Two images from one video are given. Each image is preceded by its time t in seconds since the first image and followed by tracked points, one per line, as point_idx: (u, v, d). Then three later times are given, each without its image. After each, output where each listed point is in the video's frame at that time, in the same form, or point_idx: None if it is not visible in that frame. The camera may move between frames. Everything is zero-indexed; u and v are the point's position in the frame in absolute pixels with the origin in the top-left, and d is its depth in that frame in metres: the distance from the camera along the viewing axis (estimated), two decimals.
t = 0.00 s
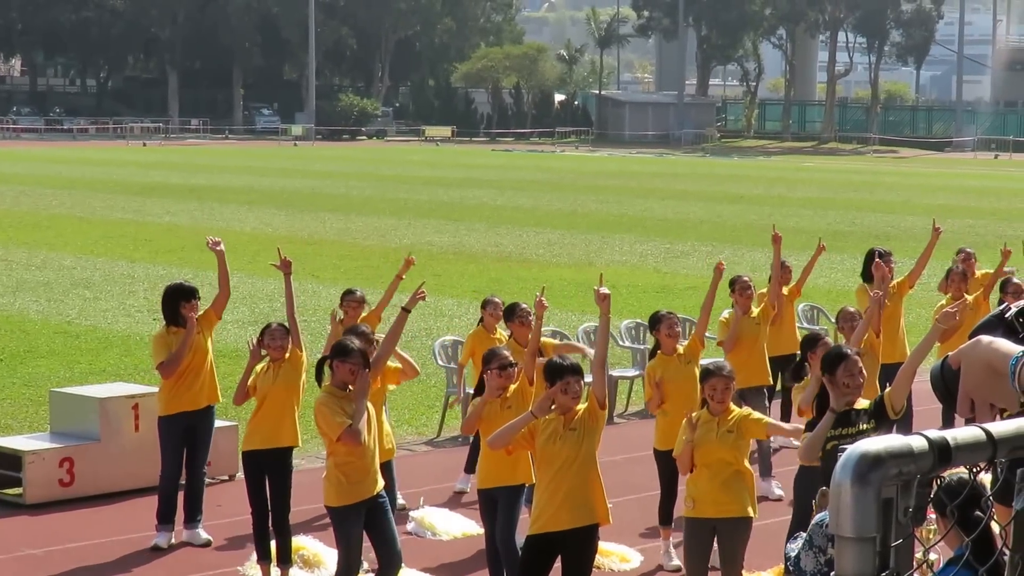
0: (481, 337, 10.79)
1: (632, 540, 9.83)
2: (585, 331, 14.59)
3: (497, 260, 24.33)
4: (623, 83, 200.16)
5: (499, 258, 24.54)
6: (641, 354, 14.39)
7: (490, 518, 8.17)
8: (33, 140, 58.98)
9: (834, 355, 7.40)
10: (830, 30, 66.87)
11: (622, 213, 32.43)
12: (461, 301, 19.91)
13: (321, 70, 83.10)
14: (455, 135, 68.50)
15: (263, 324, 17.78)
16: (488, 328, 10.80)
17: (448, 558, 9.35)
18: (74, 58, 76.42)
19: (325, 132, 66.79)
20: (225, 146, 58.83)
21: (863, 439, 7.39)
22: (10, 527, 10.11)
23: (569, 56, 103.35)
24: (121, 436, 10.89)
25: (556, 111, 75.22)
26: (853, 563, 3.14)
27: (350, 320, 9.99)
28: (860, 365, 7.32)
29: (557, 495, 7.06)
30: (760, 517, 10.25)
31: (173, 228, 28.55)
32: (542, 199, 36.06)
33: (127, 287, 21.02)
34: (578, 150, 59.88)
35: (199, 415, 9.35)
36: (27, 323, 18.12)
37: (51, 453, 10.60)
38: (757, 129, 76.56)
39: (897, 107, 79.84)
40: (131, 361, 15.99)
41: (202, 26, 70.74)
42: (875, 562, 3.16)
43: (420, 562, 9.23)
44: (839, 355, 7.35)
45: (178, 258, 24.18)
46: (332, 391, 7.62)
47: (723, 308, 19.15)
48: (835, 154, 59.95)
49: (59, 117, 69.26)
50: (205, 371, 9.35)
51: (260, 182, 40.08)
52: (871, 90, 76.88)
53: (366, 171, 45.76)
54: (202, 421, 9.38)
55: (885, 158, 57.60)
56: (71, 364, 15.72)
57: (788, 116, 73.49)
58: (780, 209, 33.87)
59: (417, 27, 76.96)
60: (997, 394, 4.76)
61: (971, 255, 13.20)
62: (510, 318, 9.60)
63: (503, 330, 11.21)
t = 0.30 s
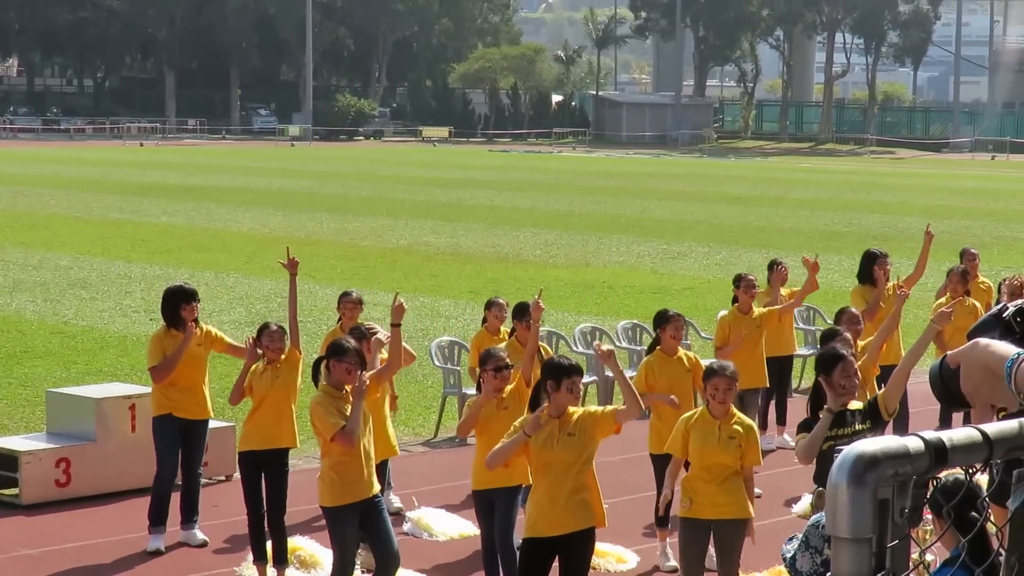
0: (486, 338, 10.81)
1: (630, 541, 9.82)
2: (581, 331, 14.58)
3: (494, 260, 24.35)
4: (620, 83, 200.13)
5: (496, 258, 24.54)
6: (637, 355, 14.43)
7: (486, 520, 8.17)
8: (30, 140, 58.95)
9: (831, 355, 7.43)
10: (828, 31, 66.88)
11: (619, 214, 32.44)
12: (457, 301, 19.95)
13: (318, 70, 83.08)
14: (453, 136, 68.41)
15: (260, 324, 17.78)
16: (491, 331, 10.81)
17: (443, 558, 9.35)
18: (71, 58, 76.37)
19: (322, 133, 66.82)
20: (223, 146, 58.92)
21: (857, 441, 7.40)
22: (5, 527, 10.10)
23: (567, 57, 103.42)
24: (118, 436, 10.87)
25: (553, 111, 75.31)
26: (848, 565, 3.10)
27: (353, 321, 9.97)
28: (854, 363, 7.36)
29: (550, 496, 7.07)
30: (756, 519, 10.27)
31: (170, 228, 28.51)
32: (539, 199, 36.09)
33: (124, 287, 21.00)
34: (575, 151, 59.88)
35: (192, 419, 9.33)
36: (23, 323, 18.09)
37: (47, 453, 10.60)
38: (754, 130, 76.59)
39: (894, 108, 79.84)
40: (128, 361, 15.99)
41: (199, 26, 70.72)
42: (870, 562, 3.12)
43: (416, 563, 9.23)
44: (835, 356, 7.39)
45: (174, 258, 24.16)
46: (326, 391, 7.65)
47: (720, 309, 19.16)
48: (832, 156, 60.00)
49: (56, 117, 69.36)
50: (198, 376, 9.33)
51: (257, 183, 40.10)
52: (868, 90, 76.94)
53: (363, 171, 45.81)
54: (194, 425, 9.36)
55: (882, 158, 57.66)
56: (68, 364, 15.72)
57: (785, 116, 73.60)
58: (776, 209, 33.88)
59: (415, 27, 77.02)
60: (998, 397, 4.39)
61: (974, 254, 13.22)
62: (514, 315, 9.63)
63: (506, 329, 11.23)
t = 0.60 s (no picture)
0: (481, 335, 10.85)
1: (627, 542, 9.83)
2: (579, 332, 14.57)
3: (492, 261, 24.35)
4: (618, 84, 200.14)
5: (493, 259, 24.55)
6: (636, 356, 14.45)
7: (483, 521, 8.17)
8: (27, 140, 58.87)
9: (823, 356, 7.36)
10: (825, 32, 66.85)
11: (616, 214, 32.44)
12: (455, 301, 19.96)
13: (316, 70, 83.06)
14: (450, 136, 68.35)
15: (257, 324, 17.80)
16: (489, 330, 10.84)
17: (439, 559, 9.36)
18: (68, 58, 76.30)
19: (319, 133, 66.81)
20: (220, 146, 58.89)
21: (851, 440, 7.46)
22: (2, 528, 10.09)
23: (564, 57, 103.40)
24: (115, 437, 10.87)
25: (550, 112, 75.40)
26: (844, 564, 3.04)
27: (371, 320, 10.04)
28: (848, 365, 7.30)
29: (546, 498, 7.08)
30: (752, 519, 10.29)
31: (167, 228, 28.50)
32: (536, 200, 36.11)
33: (121, 288, 20.99)
34: (572, 151, 59.88)
35: (176, 425, 9.31)
36: (20, 323, 18.08)
37: (44, 453, 10.59)
38: (751, 130, 76.57)
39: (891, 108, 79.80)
40: (124, 361, 15.99)
41: (197, 26, 70.66)
42: (866, 563, 3.07)
43: (412, 564, 9.22)
44: (828, 356, 7.32)
45: (171, 259, 24.15)
46: (322, 392, 7.67)
47: (717, 309, 19.17)
48: (829, 156, 60.00)
49: (53, 117, 69.39)
50: (186, 378, 9.32)
51: (254, 183, 40.10)
52: (865, 91, 77.01)
53: (361, 172, 45.83)
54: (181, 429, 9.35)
55: (879, 159, 57.65)
56: (64, 364, 15.72)
57: (782, 117, 73.69)
58: (773, 210, 33.90)
59: (412, 28, 76.96)
60: (998, 400, 4.21)
61: (979, 256, 13.33)
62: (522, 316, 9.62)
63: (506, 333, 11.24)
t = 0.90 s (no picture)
0: (479, 337, 10.85)
1: (624, 542, 9.83)
2: (576, 333, 14.56)
3: (489, 261, 24.35)
4: (615, 84, 200.07)
5: (491, 259, 24.56)
6: (632, 356, 14.41)
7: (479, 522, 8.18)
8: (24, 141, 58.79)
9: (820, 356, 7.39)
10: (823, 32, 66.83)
11: (613, 215, 32.44)
12: (452, 301, 19.96)
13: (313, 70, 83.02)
14: (448, 136, 68.26)
15: (255, 325, 17.81)
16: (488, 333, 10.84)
17: (436, 559, 9.36)
18: (65, 57, 76.22)
19: (316, 133, 66.74)
20: (217, 147, 58.82)
21: (848, 441, 7.45)
22: None
23: (561, 57, 103.41)
24: (112, 436, 10.86)
25: (547, 112, 75.38)
26: (839, 566, 3.04)
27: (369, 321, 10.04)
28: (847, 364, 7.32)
29: (545, 497, 7.09)
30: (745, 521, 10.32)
31: (164, 229, 28.48)
32: (533, 200, 36.14)
33: (118, 288, 20.99)
34: (570, 152, 59.88)
35: (173, 425, 9.29)
36: (17, 324, 18.06)
37: (41, 453, 10.58)
38: (749, 131, 76.57)
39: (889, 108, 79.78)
40: (121, 362, 15.99)
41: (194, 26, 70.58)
42: (862, 564, 3.07)
43: (408, 564, 9.22)
44: (827, 357, 7.34)
45: (168, 259, 24.14)
46: (320, 393, 7.66)
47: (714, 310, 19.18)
48: (827, 157, 60.04)
49: (50, 117, 69.37)
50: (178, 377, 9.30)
51: (251, 183, 40.09)
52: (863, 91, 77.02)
53: (358, 172, 45.83)
54: (180, 428, 9.34)
55: (876, 160, 57.66)
56: (61, 364, 15.71)
57: (779, 117, 73.72)
58: (770, 211, 33.93)
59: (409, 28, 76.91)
60: (993, 400, 4.16)
61: (979, 256, 13.40)
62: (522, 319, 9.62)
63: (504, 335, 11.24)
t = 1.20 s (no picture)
0: (480, 337, 10.86)
1: (620, 542, 9.84)
2: (572, 332, 14.58)
3: (486, 261, 24.37)
4: (614, 86, 200.10)
5: (487, 260, 24.59)
6: (630, 356, 14.39)
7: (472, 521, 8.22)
8: (21, 140, 58.80)
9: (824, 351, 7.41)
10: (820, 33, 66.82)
11: (610, 215, 32.45)
12: (449, 301, 19.97)
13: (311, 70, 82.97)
14: (445, 137, 68.19)
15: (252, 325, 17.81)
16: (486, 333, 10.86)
17: (432, 559, 9.36)
18: (63, 57, 76.17)
19: (314, 133, 66.67)
20: (215, 147, 58.74)
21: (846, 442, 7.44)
22: None
23: (559, 58, 103.37)
24: (109, 436, 10.86)
25: (545, 112, 75.25)
26: (837, 563, 3.01)
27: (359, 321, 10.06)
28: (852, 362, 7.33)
29: (542, 497, 7.09)
30: (741, 521, 10.33)
31: (161, 229, 28.47)
32: (530, 200, 36.15)
33: (115, 287, 20.99)
34: (567, 152, 59.86)
35: (173, 424, 9.28)
36: (14, 323, 18.07)
37: (39, 453, 10.57)
38: (746, 132, 76.52)
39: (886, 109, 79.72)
40: (119, 361, 15.99)
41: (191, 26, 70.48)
42: (858, 562, 3.04)
43: (405, 564, 9.23)
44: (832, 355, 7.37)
45: (165, 259, 24.16)
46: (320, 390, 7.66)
47: (711, 310, 19.20)
48: (825, 157, 60.05)
49: (47, 117, 69.24)
50: (175, 377, 9.28)
51: (248, 183, 40.08)
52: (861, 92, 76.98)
53: (356, 172, 45.80)
54: (179, 428, 9.34)
55: (873, 160, 57.67)
56: (58, 364, 15.71)
57: (777, 117, 73.64)
58: (767, 211, 33.94)
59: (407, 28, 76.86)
60: (991, 403, 4.13)
61: (983, 259, 13.40)
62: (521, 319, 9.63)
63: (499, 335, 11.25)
